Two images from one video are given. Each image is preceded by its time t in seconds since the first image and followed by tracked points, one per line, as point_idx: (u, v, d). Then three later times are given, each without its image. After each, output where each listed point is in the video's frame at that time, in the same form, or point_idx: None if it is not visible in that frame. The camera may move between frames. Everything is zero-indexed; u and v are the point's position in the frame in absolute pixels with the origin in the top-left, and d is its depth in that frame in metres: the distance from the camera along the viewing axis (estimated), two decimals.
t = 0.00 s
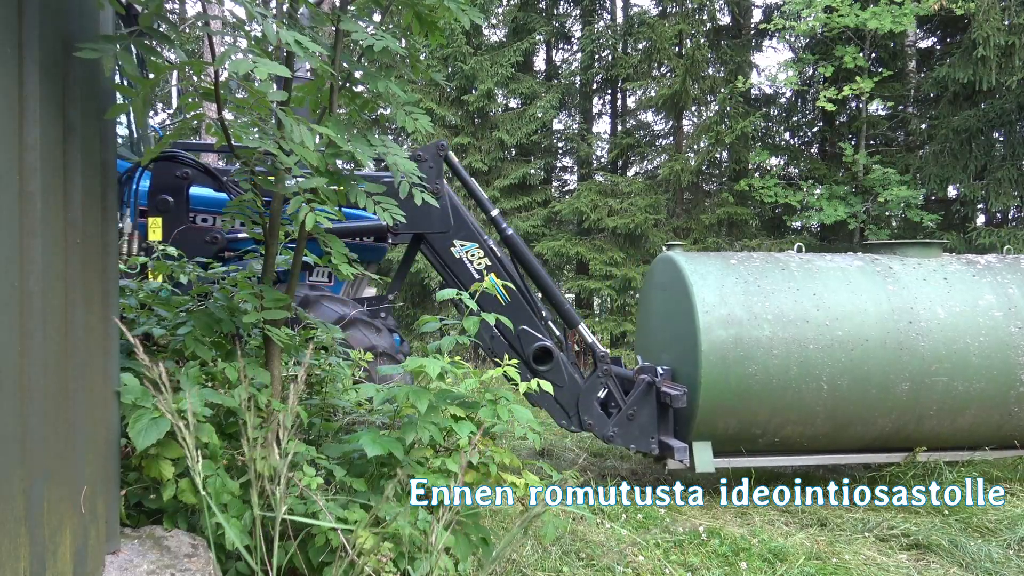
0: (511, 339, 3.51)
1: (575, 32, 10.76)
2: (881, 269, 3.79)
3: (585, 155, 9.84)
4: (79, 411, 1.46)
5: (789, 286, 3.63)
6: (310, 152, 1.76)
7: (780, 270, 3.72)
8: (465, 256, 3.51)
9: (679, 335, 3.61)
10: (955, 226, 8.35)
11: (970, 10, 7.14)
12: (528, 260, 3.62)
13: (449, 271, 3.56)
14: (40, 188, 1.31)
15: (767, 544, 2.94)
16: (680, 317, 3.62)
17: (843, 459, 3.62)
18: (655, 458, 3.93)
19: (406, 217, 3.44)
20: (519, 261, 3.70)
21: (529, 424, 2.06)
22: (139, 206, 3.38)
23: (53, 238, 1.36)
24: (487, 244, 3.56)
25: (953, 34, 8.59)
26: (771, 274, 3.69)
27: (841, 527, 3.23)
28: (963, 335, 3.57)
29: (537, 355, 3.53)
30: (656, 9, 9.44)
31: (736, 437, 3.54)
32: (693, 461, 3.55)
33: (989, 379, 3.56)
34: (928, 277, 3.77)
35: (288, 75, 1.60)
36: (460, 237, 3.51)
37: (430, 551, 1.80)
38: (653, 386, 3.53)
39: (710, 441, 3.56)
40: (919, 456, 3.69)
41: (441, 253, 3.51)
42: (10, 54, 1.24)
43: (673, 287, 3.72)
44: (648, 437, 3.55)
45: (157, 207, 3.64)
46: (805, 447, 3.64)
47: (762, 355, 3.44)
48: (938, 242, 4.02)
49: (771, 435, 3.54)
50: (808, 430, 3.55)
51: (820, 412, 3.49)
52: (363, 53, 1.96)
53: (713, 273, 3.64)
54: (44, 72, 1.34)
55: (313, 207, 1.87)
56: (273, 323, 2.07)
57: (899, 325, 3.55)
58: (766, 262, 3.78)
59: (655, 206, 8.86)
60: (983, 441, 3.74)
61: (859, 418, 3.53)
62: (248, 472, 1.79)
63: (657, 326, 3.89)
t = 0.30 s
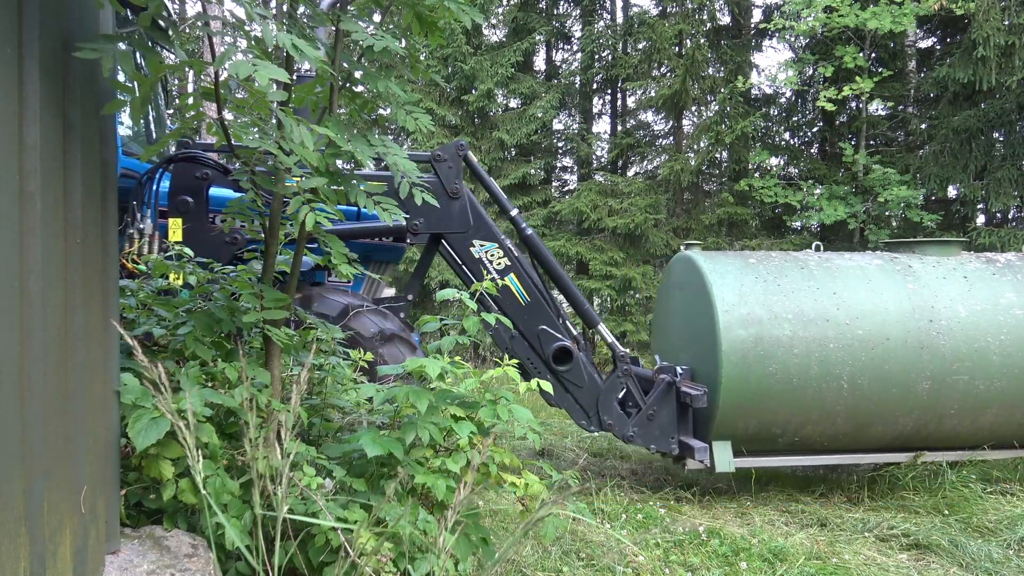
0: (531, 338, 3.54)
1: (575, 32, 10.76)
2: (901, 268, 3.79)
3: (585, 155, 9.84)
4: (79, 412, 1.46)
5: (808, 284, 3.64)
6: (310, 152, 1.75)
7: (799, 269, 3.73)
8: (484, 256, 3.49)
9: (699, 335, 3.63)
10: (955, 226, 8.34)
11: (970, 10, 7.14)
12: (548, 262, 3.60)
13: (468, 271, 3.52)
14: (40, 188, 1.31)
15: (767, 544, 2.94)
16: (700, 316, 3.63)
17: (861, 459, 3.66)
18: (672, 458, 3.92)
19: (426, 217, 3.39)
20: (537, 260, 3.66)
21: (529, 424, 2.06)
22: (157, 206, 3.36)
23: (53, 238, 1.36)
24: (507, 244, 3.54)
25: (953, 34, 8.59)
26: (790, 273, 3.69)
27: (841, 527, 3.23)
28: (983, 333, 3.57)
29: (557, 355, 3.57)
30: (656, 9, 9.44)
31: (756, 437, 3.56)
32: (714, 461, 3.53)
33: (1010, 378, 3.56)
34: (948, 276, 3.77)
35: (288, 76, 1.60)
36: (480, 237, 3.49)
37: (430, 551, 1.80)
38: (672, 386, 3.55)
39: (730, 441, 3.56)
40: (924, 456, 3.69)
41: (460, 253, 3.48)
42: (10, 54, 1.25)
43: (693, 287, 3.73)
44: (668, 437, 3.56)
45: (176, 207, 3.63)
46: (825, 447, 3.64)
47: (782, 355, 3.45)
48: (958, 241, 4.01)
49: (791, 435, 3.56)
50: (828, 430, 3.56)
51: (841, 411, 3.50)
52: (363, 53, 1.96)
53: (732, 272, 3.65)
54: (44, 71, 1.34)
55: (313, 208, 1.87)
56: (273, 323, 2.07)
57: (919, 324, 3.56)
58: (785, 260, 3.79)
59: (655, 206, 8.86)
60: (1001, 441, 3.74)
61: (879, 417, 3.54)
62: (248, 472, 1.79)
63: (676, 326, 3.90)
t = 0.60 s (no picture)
0: (550, 338, 3.49)
1: (575, 32, 10.76)
2: (922, 267, 3.79)
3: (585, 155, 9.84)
4: (79, 412, 1.46)
5: (829, 284, 3.64)
6: (309, 152, 1.75)
7: (820, 269, 3.72)
8: (504, 256, 3.44)
9: (719, 335, 3.62)
10: (955, 226, 8.34)
11: (970, 10, 7.14)
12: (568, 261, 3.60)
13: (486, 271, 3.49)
14: (40, 188, 1.31)
15: (767, 544, 2.94)
16: (720, 316, 3.63)
17: (882, 459, 3.65)
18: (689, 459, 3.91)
19: (446, 217, 3.37)
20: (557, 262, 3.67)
21: (529, 423, 2.06)
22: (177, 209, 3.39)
23: (53, 237, 1.36)
24: (526, 244, 3.49)
25: (953, 34, 8.59)
26: (810, 273, 3.69)
27: (841, 527, 3.23)
28: (1005, 334, 3.58)
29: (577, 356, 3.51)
30: (656, 9, 9.45)
31: (776, 438, 3.55)
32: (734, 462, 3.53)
33: None
34: (970, 276, 3.77)
35: (288, 76, 1.60)
36: (499, 237, 3.44)
37: (430, 551, 1.80)
38: (693, 387, 3.53)
39: (749, 441, 3.56)
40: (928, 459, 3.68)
41: (480, 254, 3.44)
42: (10, 54, 1.25)
43: (712, 286, 3.73)
44: (688, 438, 3.54)
45: (196, 209, 3.64)
46: (844, 448, 3.64)
47: (803, 355, 3.45)
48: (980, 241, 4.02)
49: (812, 436, 3.55)
50: (849, 431, 3.55)
51: (863, 412, 3.50)
52: (363, 53, 1.96)
53: (752, 272, 3.65)
54: (45, 71, 1.34)
55: (312, 208, 1.86)
56: (273, 322, 2.07)
57: (942, 324, 3.56)
58: (805, 260, 3.79)
59: (655, 206, 8.86)
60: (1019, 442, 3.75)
61: (901, 418, 3.54)
62: (249, 472, 1.79)
63: (696, 325, 3.90)
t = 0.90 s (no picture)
0: (570, 339, 3.48)
1: (575, 32, 10.77)
2: (944, 267, 3.78)
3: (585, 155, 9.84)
4: (79, 413, 1.46)
5: (851, 284, 3.63)
6: (309, 152, 1.75)
7: (841, 268, 3.72)
8: (524, 257, 3.40)
9: (741, 335, 3.61)
10: (955, 226, 8.35)
11: (970, 10, 7.14)
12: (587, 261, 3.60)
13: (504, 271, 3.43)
14: (40, 190, 1.31)
15: (767, 544, 2.94)
16: (742, 316, 3.62)
17: (900, 459, 3.65)
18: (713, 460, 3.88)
19: (465, 218, 3.29)
20: (577, 260, 3.65)
21: (529, 423, 2.06)
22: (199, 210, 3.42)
23: (53, 238, 1.36)
24: (546, 244, 3.45)
25: (953, 34, 8.60)
26: (831, 272, 3.68)
27: (841, 527, 3.23)
28: None
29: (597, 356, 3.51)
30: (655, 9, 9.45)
31: (797, 438, 3.56)
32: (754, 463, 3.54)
33: None
34: (992, 275, 3.76)
35: (287, 77, 1.60)
36: (519, 238, 3.40)
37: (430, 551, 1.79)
38: (714, 387, 3.55)
39: (770, 442, 3.57)
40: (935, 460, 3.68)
41: (501, 255, 3.38)
42: (10, 54, 1.25)
43: (733, 286, 3.72)
44: (708, 439, 3.56)
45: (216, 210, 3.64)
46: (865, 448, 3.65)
47: (825, 356, 3.46)
48: (1002, 240, 4.03)
49: (833, 436, 3.56)
50: (871, 432, 3.56)
51: (885, 412, 3.51)
52: (363, 53, 1.97)
53: (773, 272, 3.64)
54: (44, 71, 1.34)
55: (313, 209, 1.85)
56: (273, 322, 2.07)
57: (964, 324, 3.56)
58: (826, 259, 3.78)
59: (655, 206, 8.86)
60: None
61: (922, 419, 3.55)
62: (249, 472, 1.79)
63: (717, 325, 3.89)
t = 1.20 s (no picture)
0: (591, 340, 3.48)
1: (575, 32, 10.77)
2: (966, 266, 3.77)
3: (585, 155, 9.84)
4: (79, 413, 1.46)
5: (872, 284, 3.63)
6: (308, 152, 1.75)
7: (862, 268, 3.71)
8: (545, 258, 3.39)
9: (762, 335, 3.62)
10: (954, 226, 8.34)
11: (970, 10, 7.15)
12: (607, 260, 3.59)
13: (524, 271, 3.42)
14: (40, 190, 1.32)
15: (767, 544, 2.94)
16: (763, 316, 3.62)
17: (922, 459, 3.65)
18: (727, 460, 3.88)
19: (486, 218, 3.29)
20: (597, 260, 3.65)
21: (529, 423, 2.06)
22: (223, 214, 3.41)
23: (53, 238, 1.36)
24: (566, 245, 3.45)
25: (953, 34, 8.60)
26: (853, 272, 3.68)
27: (841, 527, 3.23)
28: None
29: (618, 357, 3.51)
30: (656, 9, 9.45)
31: (819, 439, 3.56)
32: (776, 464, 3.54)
33: None
34: (1015, 274, 3.75)
35: (286, 77, 1.59)
36: (540, 238, 3.38)
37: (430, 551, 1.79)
38: (735, 387, 3.55)
39: (791, 442, 3.57)
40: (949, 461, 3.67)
41: (523, 255, 3.37)
42: (10, 54, 1.25)
43: (753, 286, 3.72)
44: (730, 440, 3.55)
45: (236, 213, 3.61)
46: (887, 449, 3.65)
47: (847, 357, 3.46)
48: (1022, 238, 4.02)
49: (854, 437, 3.56)
50: (893, 432, 3.56)
51: (908, 413, 3.51)
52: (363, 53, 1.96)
53: (794, 272, 3.64)
54: (44, 70, 1.34)
55: (312, 210, 1.85)
56: (273, 323, 2.07)
57: (987, 325, 3.56)
58: (847, 259, 3.78)
59: (655, 206, 8.85)
60: None
61: (944, 420, 3.55)
62: (249, 471, 1.79)
63: (736, 324, 3.89)
